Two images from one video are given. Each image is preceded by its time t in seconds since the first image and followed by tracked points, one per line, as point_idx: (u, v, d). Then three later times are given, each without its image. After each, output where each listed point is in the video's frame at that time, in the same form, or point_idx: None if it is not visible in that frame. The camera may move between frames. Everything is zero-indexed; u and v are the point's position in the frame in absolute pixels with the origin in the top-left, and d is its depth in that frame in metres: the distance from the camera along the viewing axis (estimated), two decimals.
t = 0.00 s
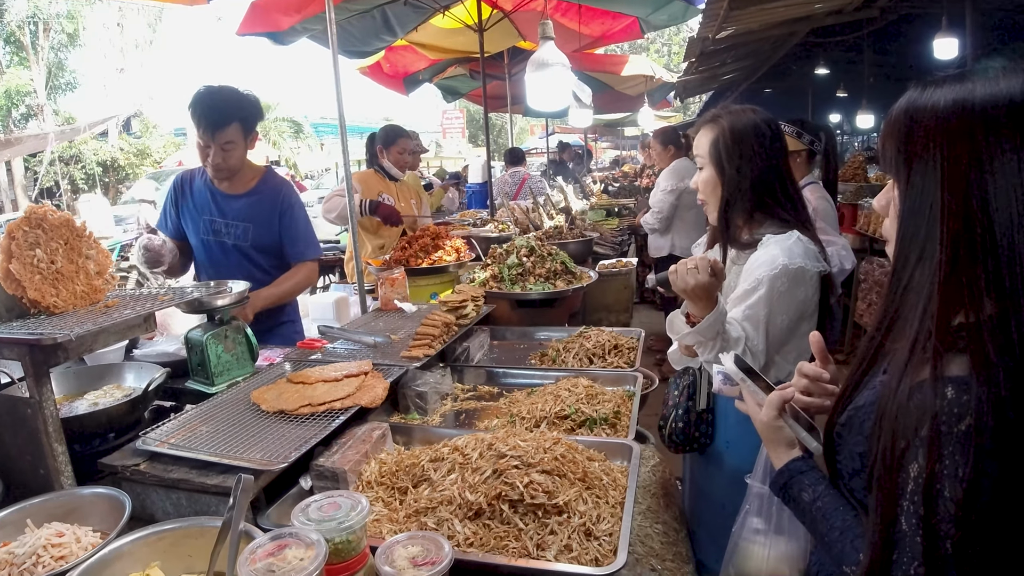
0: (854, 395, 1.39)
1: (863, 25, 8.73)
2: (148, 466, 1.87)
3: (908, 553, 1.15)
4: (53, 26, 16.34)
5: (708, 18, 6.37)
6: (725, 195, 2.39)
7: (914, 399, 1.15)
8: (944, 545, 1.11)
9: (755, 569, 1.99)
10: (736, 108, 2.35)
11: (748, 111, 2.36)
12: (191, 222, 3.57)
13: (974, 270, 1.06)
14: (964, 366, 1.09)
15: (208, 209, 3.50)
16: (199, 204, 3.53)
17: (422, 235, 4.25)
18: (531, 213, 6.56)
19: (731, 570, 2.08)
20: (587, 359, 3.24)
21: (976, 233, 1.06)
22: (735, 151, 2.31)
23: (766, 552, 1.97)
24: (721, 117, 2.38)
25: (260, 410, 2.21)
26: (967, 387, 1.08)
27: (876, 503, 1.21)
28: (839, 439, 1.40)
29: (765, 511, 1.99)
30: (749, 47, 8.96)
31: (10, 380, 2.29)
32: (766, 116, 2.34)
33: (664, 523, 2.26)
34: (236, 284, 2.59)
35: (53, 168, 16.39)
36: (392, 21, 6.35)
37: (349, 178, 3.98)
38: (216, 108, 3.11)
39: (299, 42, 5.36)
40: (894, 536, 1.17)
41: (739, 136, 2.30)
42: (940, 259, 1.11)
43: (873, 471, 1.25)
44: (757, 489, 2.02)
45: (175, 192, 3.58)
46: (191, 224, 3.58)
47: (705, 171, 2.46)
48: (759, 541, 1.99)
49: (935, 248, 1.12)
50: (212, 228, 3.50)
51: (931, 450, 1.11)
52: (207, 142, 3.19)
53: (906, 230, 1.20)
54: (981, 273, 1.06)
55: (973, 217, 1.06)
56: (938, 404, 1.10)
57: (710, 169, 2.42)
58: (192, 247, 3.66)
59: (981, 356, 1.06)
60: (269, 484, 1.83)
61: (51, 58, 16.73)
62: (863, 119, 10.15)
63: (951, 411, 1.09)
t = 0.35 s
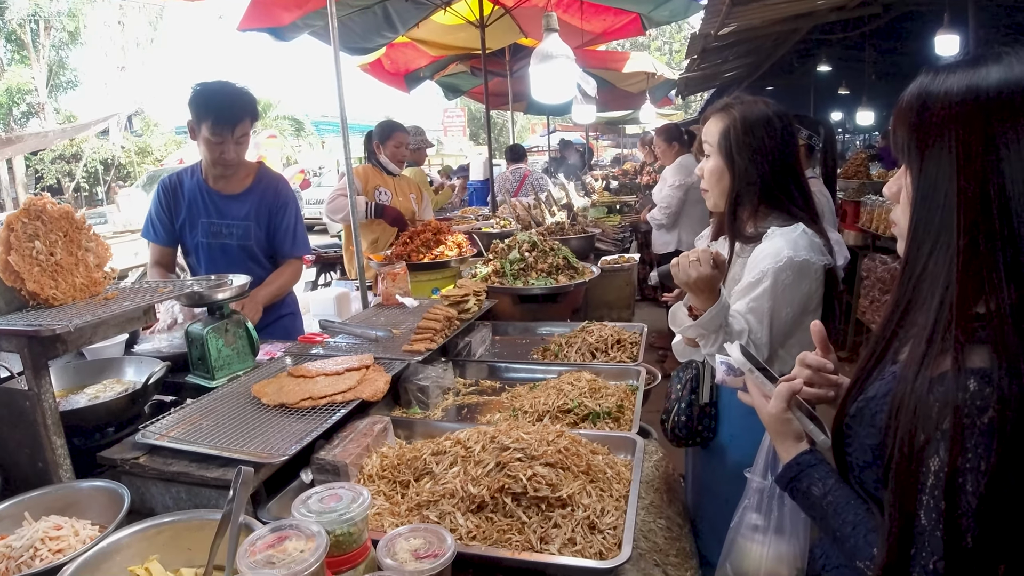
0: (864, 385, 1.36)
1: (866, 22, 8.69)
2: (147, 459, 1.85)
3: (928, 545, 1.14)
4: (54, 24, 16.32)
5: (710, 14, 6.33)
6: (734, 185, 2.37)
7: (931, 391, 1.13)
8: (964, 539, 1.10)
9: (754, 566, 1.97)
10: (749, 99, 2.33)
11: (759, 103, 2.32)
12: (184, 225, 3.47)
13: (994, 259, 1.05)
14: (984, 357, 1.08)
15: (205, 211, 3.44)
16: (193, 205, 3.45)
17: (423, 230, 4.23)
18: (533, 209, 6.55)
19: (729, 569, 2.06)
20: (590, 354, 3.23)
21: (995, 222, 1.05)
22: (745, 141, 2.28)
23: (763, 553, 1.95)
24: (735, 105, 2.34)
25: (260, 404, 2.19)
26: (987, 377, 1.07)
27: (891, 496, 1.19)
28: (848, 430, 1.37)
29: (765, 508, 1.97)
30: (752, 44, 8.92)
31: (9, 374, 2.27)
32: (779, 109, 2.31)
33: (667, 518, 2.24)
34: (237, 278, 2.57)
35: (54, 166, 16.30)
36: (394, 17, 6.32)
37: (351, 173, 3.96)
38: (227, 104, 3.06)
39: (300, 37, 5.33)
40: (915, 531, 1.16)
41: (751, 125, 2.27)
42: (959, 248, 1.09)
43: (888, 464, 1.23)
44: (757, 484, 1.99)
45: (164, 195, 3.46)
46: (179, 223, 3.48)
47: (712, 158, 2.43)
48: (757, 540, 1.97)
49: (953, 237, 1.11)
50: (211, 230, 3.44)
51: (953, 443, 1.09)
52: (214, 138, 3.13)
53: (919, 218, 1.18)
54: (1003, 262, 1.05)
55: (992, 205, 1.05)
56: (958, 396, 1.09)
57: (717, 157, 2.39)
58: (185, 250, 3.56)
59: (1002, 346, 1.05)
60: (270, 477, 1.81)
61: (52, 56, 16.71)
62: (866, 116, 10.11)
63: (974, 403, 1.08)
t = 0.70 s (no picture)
0: (872, 375, 1.34)
1: (868, 19, 8.66)
2: (145, 453, 1.83)
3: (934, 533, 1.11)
4: (55, 24, 16.31)
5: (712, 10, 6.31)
6: (735, 178, 2.34)
7: (938, 380, 1.11)
8: (973, 527, 1.07)
9: (763, 558, 1.96)
10: (751, 91, 2.30)
11: (762, 95, 2.30)
12: (206, 213, 3.36)
13: (1001, 242, 1.02)
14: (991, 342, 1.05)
15: (229, 198, 3.38)
16: (215, 193, 3.36)
17: (424, 226, 4.21)
18: (534, 207, 6.53)
19: (739, 562, 2.05)
20: (592, 349, 3.21)
21: (999, 207, 1.02)
22: (747, 134, 2.26)
23: (773, 544, 1.94)
24: (737, 98, 2.32)
25: (259, 398, 2.17)
26: (994, 364, 1.04)
27: (899, 486, 1.17)
28: (857, 420, 1.35)
29: (775, 500, 1.95)
30: (754, 41, 8.88)
31: (6, 368, 2.25)
32: (782, 101, 2.28)
33: (670, 514, 2.22)
34: (236, 272, 2.54)
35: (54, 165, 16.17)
36: (395, 14, 6.30)
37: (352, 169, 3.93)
38: (259, 88, 3.08)
39: (300, 34, 5.30)
40: (923, 520, 1.13)
41: (751, 118, 2.25)
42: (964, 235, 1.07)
43: (896, 454, 1.20)
44: (768, 476, 1.96)
45: (182, 182, 3.31)
46: (196, 208, 3.36)
47: (715, 150, 2.40)
48: (767, 532, 1.95)
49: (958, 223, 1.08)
50: (238, 217, 3.41)
51: (961, 430, 1.06)
52: (241, 123, 3.12)
53: (925, 206, 1.16)
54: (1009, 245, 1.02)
55: (996, 190, 1.03)
56: (964, 382, 1.06)
57: (721, 150, 2.36)
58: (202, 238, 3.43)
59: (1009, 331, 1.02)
60: (269, 471, 1.80)
61: (53, 55, 16.66)
62: (867, 114, 10.08)
63: (983, 389, 1.05)
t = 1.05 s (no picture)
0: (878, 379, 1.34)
1: (870, 21, 8.66)
2: (150, 458, 1.84)
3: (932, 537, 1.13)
4: (57, 25, 16.37)
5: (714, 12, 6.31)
6: (735, 183, 2.35)
7: (942, 387, 1.11)
8: (970, 532, 1.08)
9: (772, 553, 1.96)
10: (749, 96, 2.31)
11: (760, 100, 2.30)
12: (227, 215, 3.37)
13: (1006, 253, 1.04)
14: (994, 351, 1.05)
15: (250, 201, 3.40)
16: (237, 196, 3.38)
17: (427, 228, 4.22)
18: (537, 209, 6.55)
19: (747, 557, 2.04)
20: (595, 353, 3.22)
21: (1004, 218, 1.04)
22: (745, 138, 2.26)
23: (783, 540, 1.94)
24: (735, 103, 2.32)
25: (264, 401, 2.18)
26: (996, 373, 1.05)
27: (898, 489, 1.18)
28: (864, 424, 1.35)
29: (784, 496, 1.94)
30: (756, 43, 8.88)
31: (12, 372, 2.26)
32: (781, 106, 2.29)
33: (673, 517, 2.23)
34: (241, 275, 2.55)
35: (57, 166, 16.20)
36: (397, 16, 6.31)
37: (354, 172, 3.93)
38: (300, 102, 3.16)
39: (303, 36, 5.31)
40: (923, 524, 1.14)
41: (750, 122, 2.26)
42: (969, 244, 1.08)
43: (898, 460, 1.21)
44: (777, 473, 1.95)
45: (205, 183, 3.31)
46: (218, 211, 3.36)
47: (715, 156, 2.41)
48: (776, 528, 1.95)
49: (963, 233, 1.09)
50: (258, 222, 3.43)
51: (961, 437, 1.07)
52: (279, 135, 3.17)
53: (929, 216, 1.16)
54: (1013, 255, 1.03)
55: (1005, 200, 1.04)
56: (965, 390, 1.07)
57: (720, 156, 2.36)
58: (223, 240, 3.42)
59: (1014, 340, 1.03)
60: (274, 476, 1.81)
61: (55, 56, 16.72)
62: (870, 116, 10.08)
63: (985, 399, 1.06)
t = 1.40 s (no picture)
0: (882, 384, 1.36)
1: (874, 23, 8.65)
2: (163, 461, 1.87)
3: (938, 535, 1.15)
4: (61, 26, 16.46)
5: (718, 14, 6.30)
6: (736, 190, 2.38)
7: (948, 392, 1.13)
8: (974, 529, 1.10)
9: (775, 557, 1.98)
10: (749, 104, 2.33)
11: (760, 107, 2.32)
12: (217, 228, 3.44)
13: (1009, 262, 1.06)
14: (997, 358, 1.08)
15: (240, 215, 3.50)
16: (228, 210, 3.46)
17: (433, 232, 4.25)
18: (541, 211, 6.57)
19: (752, 559, 2.07)
20: (600, 356, 3.24)
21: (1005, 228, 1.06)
22: (746, 146, 2.29)
23: (788, 545, 1.96)
24: (734, 112, 2.35)
25: (274, 405, 2.21)
26: (998, 380, 1.07)
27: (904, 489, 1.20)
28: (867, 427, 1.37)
29: (788, 501, 1.97)
30: (759, 45, 8.90)
31: (24, 375, 2.29)
32: (782, 113, 2.31)
33: (677, 520, 2.25)
34: (250, 280, 2.59)
35: (60, 167, 16.27)
36: (401, 19, 6.33)
37: (359, 177, 3.94)
38: (296, 122, 3.33)
39: (307, 39, 5.32)
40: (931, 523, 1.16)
41: (750, 131, 2.28)
42: (974, 253, 1.10)
43: (902, 462, 1.23)
44: (783, 480, 2.00)
45: (196, 196, 3.37)
46: (208, 223, 3.42)
47: (715, 164, 2.44)
48: (781, 532, 1.97)
49: (967, 243, 1.11)
50: (247, 234, 3.53)
51: (965, 438, 1.10)
52: (282, 153, 3.35)
53: (932, 227, 1.18)
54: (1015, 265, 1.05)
55: (1007, 212, 1.07)
56: (969, 394, 1.10)
57: (721, 164, 2.39)
58: (210, 252, 3.48)
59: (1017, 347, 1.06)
60: (285, 479, 1.84)
61: (59, 57, 16.81)
62: (874, 117, 10.06)
63: (988, 401, 1.08)
